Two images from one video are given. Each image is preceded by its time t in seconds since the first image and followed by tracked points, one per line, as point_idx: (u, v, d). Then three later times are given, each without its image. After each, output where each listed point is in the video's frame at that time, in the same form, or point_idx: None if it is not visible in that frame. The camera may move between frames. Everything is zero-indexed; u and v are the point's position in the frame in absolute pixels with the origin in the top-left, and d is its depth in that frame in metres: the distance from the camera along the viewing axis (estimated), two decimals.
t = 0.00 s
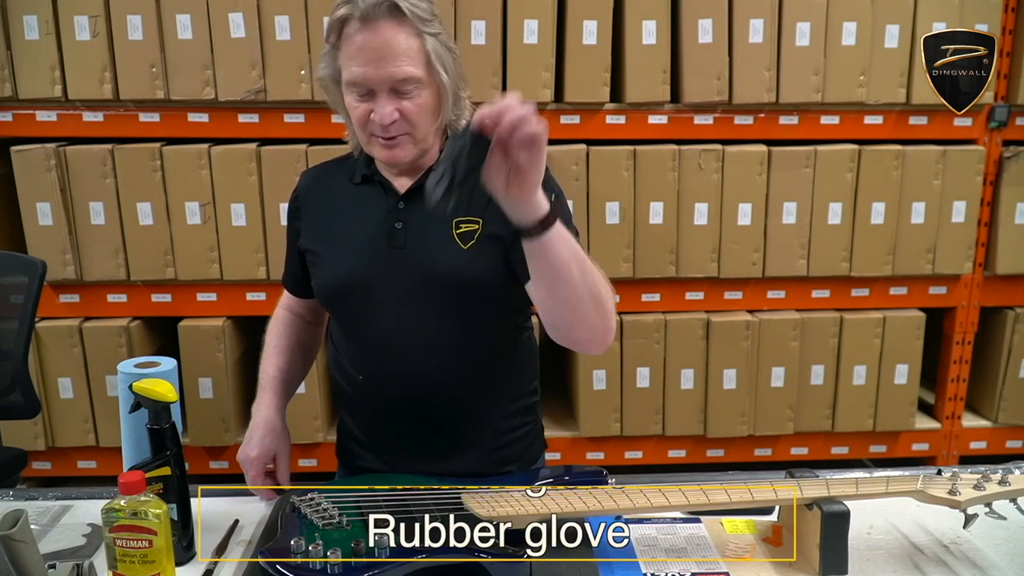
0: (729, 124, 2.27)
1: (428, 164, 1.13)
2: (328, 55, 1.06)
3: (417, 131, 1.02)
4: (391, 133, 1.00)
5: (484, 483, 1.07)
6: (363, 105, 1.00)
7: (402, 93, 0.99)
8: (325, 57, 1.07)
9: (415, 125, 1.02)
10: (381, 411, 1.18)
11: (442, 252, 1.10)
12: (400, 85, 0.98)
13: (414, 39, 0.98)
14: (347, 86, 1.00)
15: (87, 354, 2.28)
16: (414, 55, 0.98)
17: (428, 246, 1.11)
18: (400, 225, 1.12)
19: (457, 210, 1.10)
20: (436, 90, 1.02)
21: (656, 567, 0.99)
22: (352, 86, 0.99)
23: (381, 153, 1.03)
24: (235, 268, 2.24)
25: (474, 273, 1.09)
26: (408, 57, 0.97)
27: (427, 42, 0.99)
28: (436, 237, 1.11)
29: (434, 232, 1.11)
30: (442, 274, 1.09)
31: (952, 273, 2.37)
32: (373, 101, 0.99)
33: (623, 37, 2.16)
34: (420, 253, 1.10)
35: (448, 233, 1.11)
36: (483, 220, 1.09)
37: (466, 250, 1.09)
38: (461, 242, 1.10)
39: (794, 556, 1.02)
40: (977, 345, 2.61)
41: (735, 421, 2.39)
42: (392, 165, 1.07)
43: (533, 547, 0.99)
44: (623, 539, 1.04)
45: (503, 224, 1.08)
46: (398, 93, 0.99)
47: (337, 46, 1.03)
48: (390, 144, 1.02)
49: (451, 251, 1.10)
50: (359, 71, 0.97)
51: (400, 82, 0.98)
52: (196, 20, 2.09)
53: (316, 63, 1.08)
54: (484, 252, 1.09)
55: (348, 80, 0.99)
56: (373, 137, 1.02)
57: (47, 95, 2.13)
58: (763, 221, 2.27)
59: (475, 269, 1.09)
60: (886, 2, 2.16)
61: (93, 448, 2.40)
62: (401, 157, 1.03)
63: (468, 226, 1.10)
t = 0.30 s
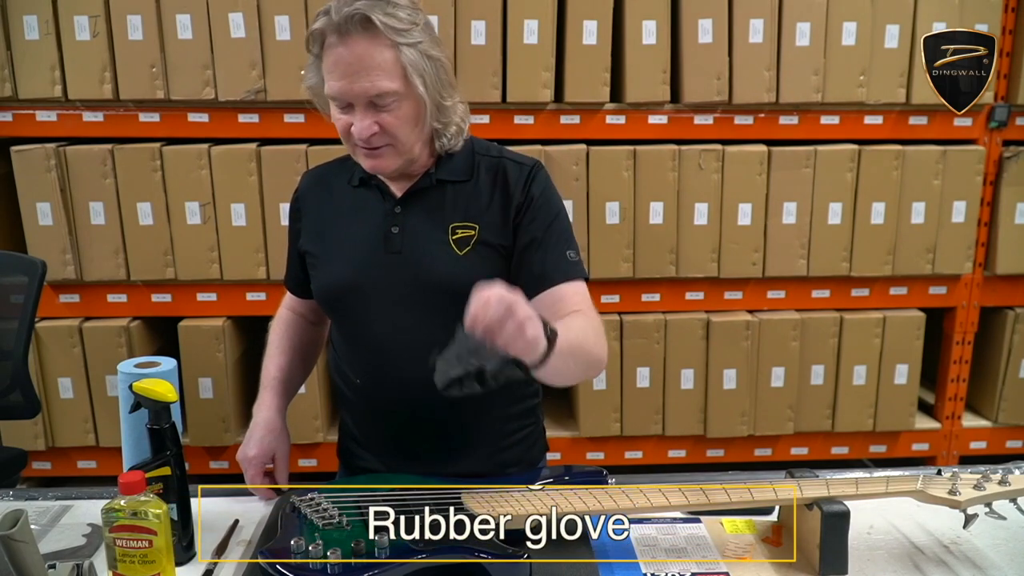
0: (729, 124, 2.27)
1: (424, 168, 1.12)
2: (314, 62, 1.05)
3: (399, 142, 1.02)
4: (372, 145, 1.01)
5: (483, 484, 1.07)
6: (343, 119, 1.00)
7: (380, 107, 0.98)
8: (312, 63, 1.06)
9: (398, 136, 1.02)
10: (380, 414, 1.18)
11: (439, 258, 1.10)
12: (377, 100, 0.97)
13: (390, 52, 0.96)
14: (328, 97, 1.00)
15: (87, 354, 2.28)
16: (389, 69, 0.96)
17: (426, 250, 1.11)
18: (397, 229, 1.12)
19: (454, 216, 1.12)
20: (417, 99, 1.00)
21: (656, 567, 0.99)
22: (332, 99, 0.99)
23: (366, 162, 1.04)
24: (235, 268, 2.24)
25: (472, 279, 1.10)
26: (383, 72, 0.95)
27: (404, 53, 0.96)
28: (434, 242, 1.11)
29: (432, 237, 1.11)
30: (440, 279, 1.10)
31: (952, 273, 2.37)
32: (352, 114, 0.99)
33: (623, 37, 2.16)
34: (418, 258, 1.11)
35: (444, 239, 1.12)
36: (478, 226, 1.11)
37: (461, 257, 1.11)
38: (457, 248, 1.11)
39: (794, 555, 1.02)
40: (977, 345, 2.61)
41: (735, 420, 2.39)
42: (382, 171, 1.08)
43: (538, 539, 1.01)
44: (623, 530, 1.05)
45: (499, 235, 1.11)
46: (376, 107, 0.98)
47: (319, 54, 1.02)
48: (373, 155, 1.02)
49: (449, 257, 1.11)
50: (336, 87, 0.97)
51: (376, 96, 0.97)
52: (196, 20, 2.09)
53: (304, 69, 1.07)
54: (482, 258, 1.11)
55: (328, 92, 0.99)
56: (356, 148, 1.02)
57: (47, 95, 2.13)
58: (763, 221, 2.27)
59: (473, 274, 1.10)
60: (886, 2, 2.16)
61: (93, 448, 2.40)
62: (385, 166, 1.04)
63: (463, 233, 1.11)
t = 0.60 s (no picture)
0: (729, 125, 2.27)
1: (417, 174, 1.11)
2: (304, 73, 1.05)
3: (381, 158, 1.02)
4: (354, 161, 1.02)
5: (479, 484, 1.07)
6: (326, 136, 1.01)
7: (359, 127, 0.98)
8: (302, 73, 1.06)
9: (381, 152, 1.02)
10: (376, 417, 1.18)
11: (436, 262, 1.11)
12: (355, 121, 0.97)
13: (366, 75, 0.95)
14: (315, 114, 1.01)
15: (87, 354, 2.28)
16: (365, 92, 0.95)
17: (423, 254, 1.11)
18: (393, 232, 1.12)
19: (449, 219, 1.12)
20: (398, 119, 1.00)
21: (656, 566, 0.99)
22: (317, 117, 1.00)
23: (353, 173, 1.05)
24: (235, 268, 2.24)
25: (469, 282, 1.10)
26: (358, 95, 0.95)
27: (379, 76, 0.95)
28: (432, 245, 1.11)
29: (430, 240, 1.11)
30: (437, 283, 1.10)
31: (952, 272, 2.37)
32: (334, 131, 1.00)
33: (623, 37, 2.16)
34: (414, 262, 1.11)
35: (442, 242, 1.12)
36: (474, 230, 1.11)
37: (459, 259, 1.11)
38: (454, 251, 1.11)
39: (795, 556, 1.02)
40: (977, 345, 2.61)
41: (735, 420, 2.39)
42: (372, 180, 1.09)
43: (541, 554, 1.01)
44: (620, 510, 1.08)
45: (499, 239, 1.11)
46: (355, 128, 0.98)
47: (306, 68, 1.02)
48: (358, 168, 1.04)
49: (446, 260, 1.11)
50: (316, 107, 0.98)
51: (353, 118, 0.97)
52: (196, 20, 2.09)
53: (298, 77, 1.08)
54: (479, 260, 1.11)
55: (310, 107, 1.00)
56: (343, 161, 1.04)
57: (47, 95, 2.13)
58: (763, 221, 2.27)
59: (471, 278, 1.10)
60: (886, 2, 2.16)
61: (93, 448, 2.40)
62: (370, 177, 1.05)
63: (461, 236, 1.11)
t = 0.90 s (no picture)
0: (729, 125, 2.26)
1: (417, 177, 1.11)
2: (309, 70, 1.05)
3: (382, 161, 1.01)
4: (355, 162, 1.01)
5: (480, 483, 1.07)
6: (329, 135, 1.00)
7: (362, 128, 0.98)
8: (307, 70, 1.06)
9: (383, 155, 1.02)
10: (382, 417, 1.18)
11: (448, 260, 1.11)
12: (359, 121, 0.97)
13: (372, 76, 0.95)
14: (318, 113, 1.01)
15: (87, 354, 2.28)
16: (370, 93, 0.95)
17: (434, 252, 1.11)
18: (402, 231, 1.12)
19: (461, 216, 1.12)
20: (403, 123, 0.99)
21: (656, 567, 0.99)
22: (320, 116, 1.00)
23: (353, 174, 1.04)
24: (235, 268, 2.24)
25: (480, 280, 1.11)
26: (363, 97, 0.95)
27: (385, 78, 0.95)
28: (443, 243, 1.12)
29: (441, 238, 1.12)
30: (448, 281, 1.11)
31: (952, 273, 2.37)
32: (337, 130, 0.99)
33: (623, 37, 2.16)
34: (426, 260, 1.11)
35: (453, 239, 1.12)
36: (486, 228, 1.12)
37: (471, 257, 1.12)
38: (466, 248, 1.12)
39: (795, 556, 1.02)
40: (977, 345, 2.61)
41: (735, 420, 2.39)
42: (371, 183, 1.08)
43: (548, 535, 1.03)
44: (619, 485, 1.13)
45: (510, 236, 1.13)
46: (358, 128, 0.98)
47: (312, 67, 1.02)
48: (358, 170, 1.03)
49: (458, 258, 1.11)
50: (321, 105, 0.97)
51: (357, 119, 0.96)
52: (196, 20, 2.09)
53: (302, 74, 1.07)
54: (491, 258, 1.12)
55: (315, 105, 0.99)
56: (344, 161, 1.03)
57: (47, 95, 2.13)
58: (763, 221, 2.27)
59: (482, 275, 1.11)
60: (886, 2, 2.16)
61: (93, 448, 2.40)
62: (370, 180, 1.04)
63: (472, 233, 1.12)
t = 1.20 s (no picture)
0: (729, 124, 2.26)
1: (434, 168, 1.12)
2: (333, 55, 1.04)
3: (416, 143, 1.01)
4: (389, 143, 1.00)
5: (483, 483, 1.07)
6: (361, 115, 0.99)
7: (400, 106, 0.98)
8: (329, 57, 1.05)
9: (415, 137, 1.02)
10: (390, 414, 1.18)
11: (463, 256, 1.12)
12: (399, 98, 0.97)
13: (415, 52, 0.96)
14: (349, 95, 1.00)
15: (87, 354, 2.28)
16: (413, 69, 0.96)
17: (449, 247, 1.12)
18: (417, 227, 1.12)
19: (475, 212, 1.13)
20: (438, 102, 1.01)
21: (656, 567, 0.99)
22: (353, 95, 0.99)
23: (380, 160, 1.03)
24: (235, 268, 2.24)
25: (495, 275, 1.12)
26: (407, 72, 0.96)
27: (428, 55, 0.97)
28: (457, 239, 1.12)
29: (454, 234, 1.12)
30: (464, 276, 1.12)
31: (952, 273, 2.37)
32: (372, 108, 0.99)
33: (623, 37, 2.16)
34: (441, 255, 1.12)
35: (467, 235, 1.13)
36: (500, 223, 1.13)
37: (485, 252, 1.12)
38: (479, 244, 1.13)
39: (795, 555, 1.02)
40: (977, 345, 2.61)
41: (735, 420, 2.39)
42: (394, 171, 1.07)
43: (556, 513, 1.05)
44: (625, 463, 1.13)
45: (523, 232, 1.14)
46: (397, 106, 0.98)
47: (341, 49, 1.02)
48: (388, 153, 1.02)
49: (472, 253, 1.12)
50: (359, 83, 0.97)
51: (399, 95, 0.97)
52: (196, 20, 2.09)
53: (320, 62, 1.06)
54: (506, 254, 1.13)
55: (348, 88, 0.99)
56: (372, 144, 1.02)
57: (47, 95, 2.13)
58: (763, 221, 2.27)
59: (497, 270, 1.12)
60: (886, 2, 2.16)
61: (92, 448, 2.40)
62: (399, 166, 1.03)
63: (486, 229, 1.13)
